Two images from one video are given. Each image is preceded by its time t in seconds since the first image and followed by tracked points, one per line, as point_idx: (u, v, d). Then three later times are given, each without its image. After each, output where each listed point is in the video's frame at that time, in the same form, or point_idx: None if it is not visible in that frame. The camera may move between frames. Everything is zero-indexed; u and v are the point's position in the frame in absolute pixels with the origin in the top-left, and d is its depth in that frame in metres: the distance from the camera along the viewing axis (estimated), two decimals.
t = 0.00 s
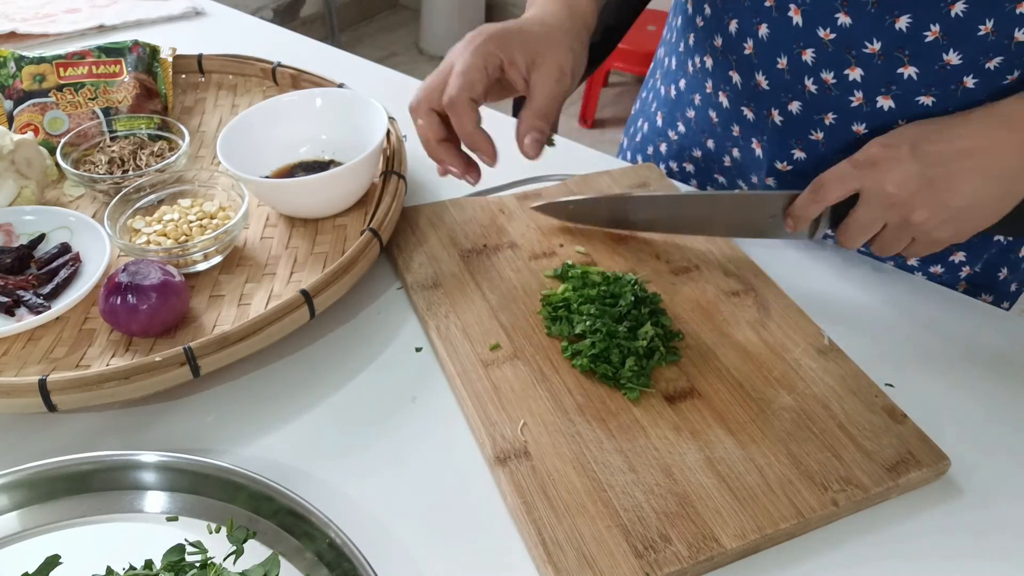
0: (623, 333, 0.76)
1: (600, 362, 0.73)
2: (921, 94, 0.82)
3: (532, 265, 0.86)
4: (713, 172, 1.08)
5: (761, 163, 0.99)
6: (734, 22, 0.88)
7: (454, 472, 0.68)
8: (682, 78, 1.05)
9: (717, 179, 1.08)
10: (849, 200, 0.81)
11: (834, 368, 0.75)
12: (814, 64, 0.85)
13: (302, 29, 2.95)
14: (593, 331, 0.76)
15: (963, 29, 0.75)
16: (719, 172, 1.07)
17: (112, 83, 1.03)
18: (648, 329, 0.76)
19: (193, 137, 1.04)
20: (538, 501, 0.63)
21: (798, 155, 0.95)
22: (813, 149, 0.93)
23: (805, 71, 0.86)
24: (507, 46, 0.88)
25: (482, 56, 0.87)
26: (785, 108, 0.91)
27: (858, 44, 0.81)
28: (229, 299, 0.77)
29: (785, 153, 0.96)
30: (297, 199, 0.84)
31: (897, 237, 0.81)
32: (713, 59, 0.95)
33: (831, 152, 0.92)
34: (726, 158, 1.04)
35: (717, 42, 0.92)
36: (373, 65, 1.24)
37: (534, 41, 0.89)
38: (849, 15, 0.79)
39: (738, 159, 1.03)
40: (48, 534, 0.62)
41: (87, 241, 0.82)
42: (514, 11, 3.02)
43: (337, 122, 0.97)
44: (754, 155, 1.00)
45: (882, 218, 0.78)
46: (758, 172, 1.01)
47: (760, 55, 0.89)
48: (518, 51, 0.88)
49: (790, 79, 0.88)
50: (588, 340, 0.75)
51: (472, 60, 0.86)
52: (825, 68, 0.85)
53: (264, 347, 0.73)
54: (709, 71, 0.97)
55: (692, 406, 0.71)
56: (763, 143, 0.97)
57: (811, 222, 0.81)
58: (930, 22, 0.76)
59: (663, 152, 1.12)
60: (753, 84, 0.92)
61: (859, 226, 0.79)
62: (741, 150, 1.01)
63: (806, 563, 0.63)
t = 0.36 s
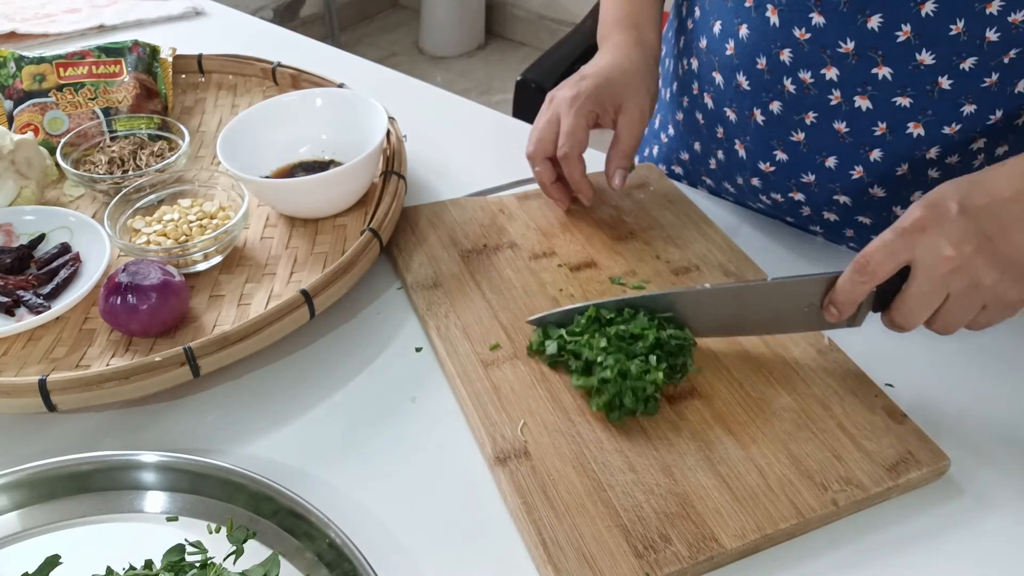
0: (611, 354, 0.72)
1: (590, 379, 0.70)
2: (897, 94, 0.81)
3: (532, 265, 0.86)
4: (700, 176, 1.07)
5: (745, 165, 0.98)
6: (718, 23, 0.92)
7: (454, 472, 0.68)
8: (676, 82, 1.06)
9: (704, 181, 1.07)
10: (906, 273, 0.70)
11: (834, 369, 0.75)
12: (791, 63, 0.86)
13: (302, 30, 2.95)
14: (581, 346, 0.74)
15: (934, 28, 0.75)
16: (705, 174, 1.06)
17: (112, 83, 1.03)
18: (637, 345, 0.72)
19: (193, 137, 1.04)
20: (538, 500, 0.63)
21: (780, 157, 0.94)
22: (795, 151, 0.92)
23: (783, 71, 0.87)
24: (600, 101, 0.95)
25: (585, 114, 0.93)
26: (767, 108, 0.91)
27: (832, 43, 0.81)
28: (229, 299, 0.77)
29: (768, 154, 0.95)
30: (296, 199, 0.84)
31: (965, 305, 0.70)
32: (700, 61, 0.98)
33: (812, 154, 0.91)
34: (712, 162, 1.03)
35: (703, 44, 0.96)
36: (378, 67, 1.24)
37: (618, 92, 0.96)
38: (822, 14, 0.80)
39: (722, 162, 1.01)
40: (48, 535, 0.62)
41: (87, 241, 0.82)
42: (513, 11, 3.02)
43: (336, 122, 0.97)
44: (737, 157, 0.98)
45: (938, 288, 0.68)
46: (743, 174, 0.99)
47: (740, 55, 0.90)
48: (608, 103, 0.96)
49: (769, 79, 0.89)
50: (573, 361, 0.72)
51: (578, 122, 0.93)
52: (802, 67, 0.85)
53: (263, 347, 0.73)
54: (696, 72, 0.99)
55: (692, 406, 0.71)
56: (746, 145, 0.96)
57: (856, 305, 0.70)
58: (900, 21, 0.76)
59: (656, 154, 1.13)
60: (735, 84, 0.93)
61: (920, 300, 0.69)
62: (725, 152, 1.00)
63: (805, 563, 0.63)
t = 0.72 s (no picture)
0: (608, 408, 0.68)
1: (580, 418, 0.68)
2: (887, 94, 0.81)
3: (532, 265, 0.86)
4: (693, 176, 1.06)
5: (738, 164, 0.97)
6: (710, 22, 0.92)
7: (454, 472, 0.68)
8: (671, 82, 1.05)
9: (698, 182, 1.06)
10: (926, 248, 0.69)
11: (834, 369, 0.75)
12: (783, 62, 0.85)
13: (302, 30, 2.95)
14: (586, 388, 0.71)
15: (925, 28, 0.76)
16: (699, 175, 1.05)
17: (112, 83, 1.03)
18: (635, 401, 0.68)
19: (193, 137, 1.04)
20: (538, 500, 0.63)
21: (773, 156, 0.94)
22: (786, 150, 0.92)
23: (775, 70, 0.87)
24: (594, 97, 0.94)
25: (579, 110, 0.93)
26: (758, 108, 0.91)
27: (823, 42, 0.81)
28: (229, 299, 0.77)
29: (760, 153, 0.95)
30: (296, 199, 0.84)
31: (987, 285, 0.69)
32: (693, 61, 0.97)
33: (804, 153, 0.91)
34: (705, 163, 1.03)
35: (696, 44, 0.95)
36: (381, 68, 1.24)
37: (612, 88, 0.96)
38: (813, 14, 0.81)
39: (716, 162, 1.01)
40: (48, 534, 0.62)
41: (88, 241, 0.82)
42: (513, 11, 3.01)
43: (336, 123, 0.97)
44: (730, 157, 0.98)
45: (962, 271, 0.67)
46: (735, 174, 0.99)
47: (732, 55, 0.90)
48: (601, 99, 0.95)
49: (761, 79, 0.88)
50: (562, 406, 0.69)
51: (572, 117, 0.92)
52: (794, 66, 0.85)
53: (263, 347, 0.73)
54: (689, 71, 0.99)
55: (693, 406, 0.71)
56: (738, 144, 0.96)
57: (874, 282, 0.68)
58: (890, 21, 0.77)
59: (653, 153, 1.13)
60: (727, 84, 0.92)
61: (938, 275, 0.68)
62: (718, 152, 0.99)
63: (804, 563, 0.63)
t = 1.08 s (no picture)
0: (607, 407, 0.68)
1: (579, 417, 0.68)
2: (887, 92, 0.83)
3: (532, 265, 0.87)
4: (688, 179, 1.06)
5: (736, 166, 0.98)
6: (705, 28, 0.92)
7: (454, 471, 0.68)
8: (665, 87, 1.06)
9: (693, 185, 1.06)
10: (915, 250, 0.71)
11: (833, 369, 0.76)
12: (781, 65, 0.86)
13: (303, 31, 2.95)
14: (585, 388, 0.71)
15: (921, 26, 0.77)
16: (694, 179, 1.05)
17: (114, 84, 1.04)
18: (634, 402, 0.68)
19: (195, 138, 1.05)
20: (537, 499, 0.64)
21: (772, 158, 0.95)
22: (786, 151, 0.93)
23: (774, 73, 0.88)
24: (536, 61, 0.95)
25: (518, 68, 0.92)
26: (757, 111, 0.92)
27: (821, 44, 0.82)
28: (231, 299, 0.77)
29: (759, 155, 0.96)
30: (298, 200, 0.85)
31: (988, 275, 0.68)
32: (688, 66, 0.98)
33: (805, 154, 0.92)
34: (701, 167, 1.03)
35: (691, 50, 0.96)
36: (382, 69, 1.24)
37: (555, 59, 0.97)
38: (810, 16, 0.82)
39: (712, 166, 1.01)
40: (51, 533, 0.62)
41: (90, 241, 0.82)
42: (514, 12, 3.02)
43: (337, 124, 0.97)
44: (728, 161, 0.99)
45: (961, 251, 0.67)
46: (733, 177, 1.00)
47: (730, 60, 0.91)
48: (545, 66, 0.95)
49: (760, 82, 0.89)
50: (561, 404, 0.69)
51: (511, 74, 0.92)
52: (792, 69, 0.86)
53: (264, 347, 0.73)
54: (684, 78, 0.99)
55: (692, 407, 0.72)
56: (737, 147, 0.97)
57: (874, 285, 0.69)
58: (889, 20, 0.78)
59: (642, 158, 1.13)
60: (726, 88, 0.93)
61: (944, 265, 0.66)
62: (716, 156, 1.00)
63: (803, 561, 0.63)
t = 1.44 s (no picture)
0: (607, 408, 0.68)
1: (578, 418, 0.68)
2: (895, 88, 0.82)
3: (532, 265, 0.87)
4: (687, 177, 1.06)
5: (742, 172, 0.98)
6: (702, 38, 0.91)
7: (454, 472, 0.68)
8: (659, 96, 1.05)
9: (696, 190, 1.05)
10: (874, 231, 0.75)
11: (834, 368, 0.75)
12: (786, 70, 0.86)
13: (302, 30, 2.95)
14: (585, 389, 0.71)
15: (927, 20, 0.77)
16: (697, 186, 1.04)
17: (113, 84, 1.03)
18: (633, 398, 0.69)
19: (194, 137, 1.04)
20: (538, 500, 0.63)
21: (779, 161, 0.95)
22: (794, 155, 0.93)
23: (778, 78, 0.87)
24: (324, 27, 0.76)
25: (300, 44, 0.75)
26: (762, 116, 0.92)
27: (825, 47, 0.82)
28: (230, 298, 0.77)
29: (766, 160, 0.95)
30: (297, 200, 0.84)
31: (945, 249, 0.73)
32: (685, 76, 0.96)
33: (813, 156, 0.92)
34: (702, 174, 1.02)
35: (687, 60, 0.94)
36: (382, 68, 1.24)
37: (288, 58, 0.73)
38: (813, 20, 0.81)
39: (715, 174, 1.00)
40: (50, 533, 0.62)
41: (90, 241, 0.82)
42: (514, 12, 3.02)
43: (336, 123, 0.97)
44: (734, 168, 0.98)
45: (919, 226, 0.72)
46: (739, 183, 0.99)
47: (731, 68, 0.90)
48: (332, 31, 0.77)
49: (764, 88, 0.89)
50: (561, 405, 0.69)
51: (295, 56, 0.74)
52: (796, 73, 0.86)
53: (263, 347, 0.73)
54: (682, 87, 0.98)
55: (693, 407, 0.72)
56: (743, 153, 0.97)
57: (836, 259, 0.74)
58: (893, 18, 0.78)
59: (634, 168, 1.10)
60: (728, 96, 0.93)
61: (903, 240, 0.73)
62: (719, 164, 0.99)
63: (806, 561, 0.63)
